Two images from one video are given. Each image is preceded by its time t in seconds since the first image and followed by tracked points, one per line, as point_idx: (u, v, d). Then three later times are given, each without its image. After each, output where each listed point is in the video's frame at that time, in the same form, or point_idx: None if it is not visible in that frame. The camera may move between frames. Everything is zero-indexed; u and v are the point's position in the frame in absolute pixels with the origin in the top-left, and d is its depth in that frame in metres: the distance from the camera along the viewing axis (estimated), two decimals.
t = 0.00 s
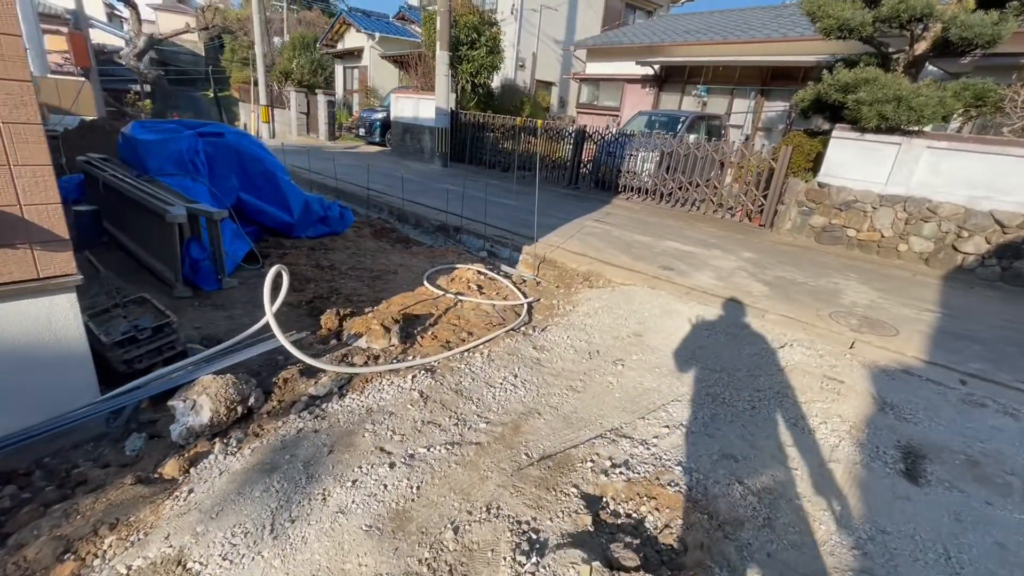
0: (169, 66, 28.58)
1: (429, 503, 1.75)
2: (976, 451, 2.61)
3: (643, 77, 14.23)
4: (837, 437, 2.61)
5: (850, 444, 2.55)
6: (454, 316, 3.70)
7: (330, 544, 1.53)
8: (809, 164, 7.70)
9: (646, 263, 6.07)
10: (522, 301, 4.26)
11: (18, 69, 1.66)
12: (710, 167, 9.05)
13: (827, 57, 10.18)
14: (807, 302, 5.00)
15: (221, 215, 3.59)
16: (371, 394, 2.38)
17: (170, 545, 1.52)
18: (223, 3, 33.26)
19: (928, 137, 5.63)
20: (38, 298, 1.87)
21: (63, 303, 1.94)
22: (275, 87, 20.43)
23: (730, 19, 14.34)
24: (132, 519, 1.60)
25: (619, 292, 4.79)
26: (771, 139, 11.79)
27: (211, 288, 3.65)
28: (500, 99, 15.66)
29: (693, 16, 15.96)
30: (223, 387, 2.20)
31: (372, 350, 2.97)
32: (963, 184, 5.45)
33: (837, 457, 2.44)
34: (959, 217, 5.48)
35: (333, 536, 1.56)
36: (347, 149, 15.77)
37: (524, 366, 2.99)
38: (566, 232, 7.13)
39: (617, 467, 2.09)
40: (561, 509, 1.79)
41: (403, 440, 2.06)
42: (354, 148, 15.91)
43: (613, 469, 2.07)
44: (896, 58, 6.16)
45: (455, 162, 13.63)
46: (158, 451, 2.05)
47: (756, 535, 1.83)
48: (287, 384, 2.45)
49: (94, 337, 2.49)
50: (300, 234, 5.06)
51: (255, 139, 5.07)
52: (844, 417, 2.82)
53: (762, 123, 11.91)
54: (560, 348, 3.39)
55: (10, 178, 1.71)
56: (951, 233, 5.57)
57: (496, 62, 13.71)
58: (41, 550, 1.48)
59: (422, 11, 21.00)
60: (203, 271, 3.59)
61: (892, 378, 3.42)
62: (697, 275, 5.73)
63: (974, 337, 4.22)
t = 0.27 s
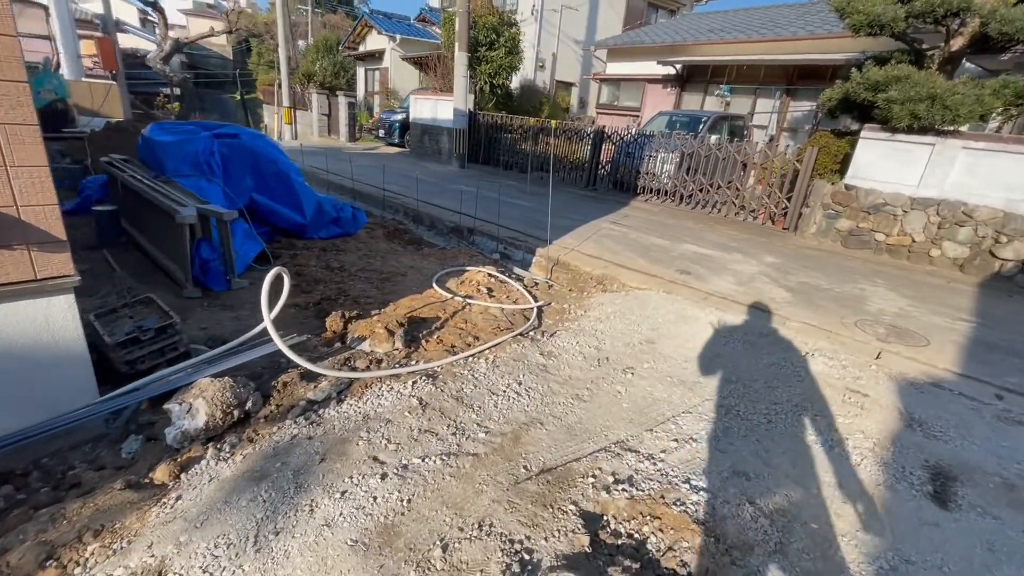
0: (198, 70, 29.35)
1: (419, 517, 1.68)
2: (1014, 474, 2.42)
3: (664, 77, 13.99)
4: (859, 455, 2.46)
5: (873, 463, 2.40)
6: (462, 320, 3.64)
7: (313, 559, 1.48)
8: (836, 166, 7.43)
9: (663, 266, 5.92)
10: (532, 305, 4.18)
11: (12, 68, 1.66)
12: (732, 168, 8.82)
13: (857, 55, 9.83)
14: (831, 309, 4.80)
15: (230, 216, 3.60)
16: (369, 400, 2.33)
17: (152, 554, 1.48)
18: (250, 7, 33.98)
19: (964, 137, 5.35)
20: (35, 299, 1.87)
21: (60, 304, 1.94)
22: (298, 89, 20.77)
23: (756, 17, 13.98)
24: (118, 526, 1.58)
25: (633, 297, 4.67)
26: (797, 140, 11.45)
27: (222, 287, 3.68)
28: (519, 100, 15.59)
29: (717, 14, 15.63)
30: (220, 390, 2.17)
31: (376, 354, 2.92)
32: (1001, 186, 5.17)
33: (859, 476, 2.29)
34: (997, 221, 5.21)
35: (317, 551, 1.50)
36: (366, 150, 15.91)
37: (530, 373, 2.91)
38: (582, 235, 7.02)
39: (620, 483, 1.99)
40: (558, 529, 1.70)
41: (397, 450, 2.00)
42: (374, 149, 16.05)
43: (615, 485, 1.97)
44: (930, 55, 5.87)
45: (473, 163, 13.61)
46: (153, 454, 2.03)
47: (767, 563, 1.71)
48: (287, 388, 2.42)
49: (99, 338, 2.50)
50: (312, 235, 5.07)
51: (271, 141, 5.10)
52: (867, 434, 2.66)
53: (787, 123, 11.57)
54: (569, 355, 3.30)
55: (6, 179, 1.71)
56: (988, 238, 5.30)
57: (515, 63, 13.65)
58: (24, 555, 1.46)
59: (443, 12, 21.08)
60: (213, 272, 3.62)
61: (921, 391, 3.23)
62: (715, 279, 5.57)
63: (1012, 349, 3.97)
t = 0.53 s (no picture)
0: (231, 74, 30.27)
1: (404, 532, 1.63)
2: None
3: (690, 76, 13.70)
4: (880, 476, 2.31)
5: (896, 486, 2.24)
6: (469, 324, 3.59)
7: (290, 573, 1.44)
8: (869, 167, 7.14)
9: (682, 270, 5.75)
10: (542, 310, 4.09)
11: (11, 74, 1.71)
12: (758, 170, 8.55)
13: (893, 51, 9.41)
14: (859, 317, 4.57)
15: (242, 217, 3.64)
16: (365, 406, 2.29)
17: (131, 561, 1.47)
18: (281, 11, 34.81)
19: (1008, 137, 5.04)
20: (36, 301, 1.91)
21: (61, 305, 1.98)
22: (325, 91, 21.15)
23: (787, 13, 13.56)
24: (102, 530, 1.57)
25: (649, 302, 4.54)
26: (828, 140, 11.04)
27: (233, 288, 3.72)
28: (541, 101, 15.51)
29: (746, 11, 15.23)
30: (216, 393, 2.17)
31: (378, 358, 2.90)
32: None
33: (880, 500, 2.14)
34: None
35: (294, 564, 1.46)
36: (390, 152, 16.07)
37: (534, 381, 2.83)
38: (599, 237, 6.90)
39: (618, 501, 1.90)
40: (547, 549, 1.62)
41: (388, 459, 1.95)
42: (396, 150, 16.21)
43: (612, 503, 1.88)
44: (972, 50, 5.56)
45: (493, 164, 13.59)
46: (148, 456, 2.04)
47: None
48: (285, 392, 2.41)
49: (107, 338, 2.54)
50: (326, 237, 5.08)
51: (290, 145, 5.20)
52: (891, 453, 2.50)
53: (818, 123, 11.17)
54: (576, 362, 3.20)
55: (6, 183, 1.76)
56: None
57: (537, 64, 13.57)
58: (8, 557, 1.46)
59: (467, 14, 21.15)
60: (225, 272, 3.67)
61: (953, 408, 3.03)
62: (736, 285, 5.38)
63: None
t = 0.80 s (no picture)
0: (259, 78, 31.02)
1: (383, 545, 1.62)
2: None
3: (713, 76, 13.45)
4: (887, 498, 2.21)
5: (902, 509, 2.15)
6: (472, 330, 3.59)
7: None
8: (897, 169, 6.87)
9: (696, 276, 5.64)
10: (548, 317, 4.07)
11: (13, 92, 1.82)
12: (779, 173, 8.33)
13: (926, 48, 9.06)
14: (879, 327, 4.41)
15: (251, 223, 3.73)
16: (358, 415, 2.31)
17: (116, 566, 1.51)
18: (307, 16, 35.49)
19: None
20: (41, 309, 2.00)
21: (65, 313, 2.06)
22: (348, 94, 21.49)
23: (814, 10, 13.18)
24: (92, 534, 1.62)
25: (658, 310, 4.46)
26: (856, 141, 10.69)
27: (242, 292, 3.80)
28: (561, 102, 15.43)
29: (772, 9, 14.87)
30: (212, 400, 2.22)
31: (378, 364, 2.92)
32: None
33: (884, 525, 2.05)
34: None
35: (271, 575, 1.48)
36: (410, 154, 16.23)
37: (531, 390, 2.81)
38: (613, 241, 6.83)
39: (604, 519, 1.86)
40: (525, 567, 1.60)
41: (375, 470, 1.95)
42: (416, 152, 16.36)
43: (598, 520, 1.85)
44: (1009, 47, 5.31)
45: (511, 166, 13.58)
46: (147, 460, 2.10)
47: None
48: (281, 399, 2.44)
49: (115, 342, 2.63)
50: (337, 241, 5.16)
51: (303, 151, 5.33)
52: (901, 473, 2.39)
53: (846, 123, 10.82)
54: (577, 371, 3.17)
55: (11, 196, 1.87)
56: None
57: (556, 65, 13.52)
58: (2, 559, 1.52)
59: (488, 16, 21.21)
60: (235, 276, 3.76)
61: (974, 425, 2.89)
62: (751, 291, 5.25)
63: None
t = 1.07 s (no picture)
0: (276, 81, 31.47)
1: (363, 559, 1.61)
2: None
3: (727, 76, 13.26)
4: (892, 517, 2.13)
5: (908, 529, 2.07)
6: (472, 336, 3.57)
7: None
8: (916, 171, 6.66)
9: (704, 281, 5.55)
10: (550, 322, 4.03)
11: (8, 105, 1.87)
12: (794, 174, 8.17)
13: (948, 46, 8.80)
14: (893, 334, 4.28)
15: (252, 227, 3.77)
16: (350, 423, 2.30)
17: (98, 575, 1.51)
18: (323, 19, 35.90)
19: None
20: (36, 316, 2.04)
21: (61, 319, 2.11)
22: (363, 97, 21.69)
23: (833, 8, 12.90)
24: (79, 541, 1.63)
25: (663, 316, 4.40)
26: (876, 142, 10.44)
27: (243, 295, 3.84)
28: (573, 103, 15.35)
29: (789, 7, 14.59)
30: (206, 406, 2.23)
31: (375, 371, 2.92)
32: None
33: (886, 546, 1.97)
34: None
35: None
36: (422, 156, 16.30)
37: (527, 398, 2.78)
38: (621, 244, 6.76)
39: (592, 535, 1.82)
40: None
41: (362, 480, 1.94)
42: (429, 154, 16.44)
43: (584, 536, 1.81)
44: None
45: (522, 168, 13.55)
46: (140, 465, 2.11)
47: None
48: (275, 405, 2.45)
49: (116, 347, 2.67)
50: (343, 245, 5.18)
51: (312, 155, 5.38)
52: (908, 490, 2.30)
53: (865, 123, 10.57)
54: (576, 379, 3.13)
55: (6, 206, 1.91)
56: None
57: (568, 66, 13.45)
58: None
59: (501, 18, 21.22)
60: (237, 280, 3.82)
61: (990, 440, 2.78)
62: (760, 297, 5.15)
63: None
